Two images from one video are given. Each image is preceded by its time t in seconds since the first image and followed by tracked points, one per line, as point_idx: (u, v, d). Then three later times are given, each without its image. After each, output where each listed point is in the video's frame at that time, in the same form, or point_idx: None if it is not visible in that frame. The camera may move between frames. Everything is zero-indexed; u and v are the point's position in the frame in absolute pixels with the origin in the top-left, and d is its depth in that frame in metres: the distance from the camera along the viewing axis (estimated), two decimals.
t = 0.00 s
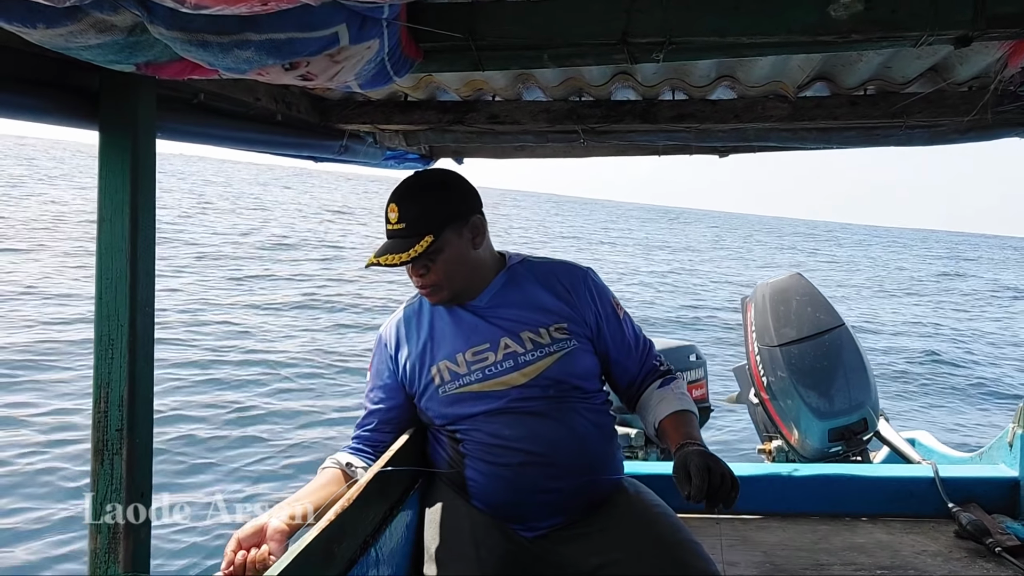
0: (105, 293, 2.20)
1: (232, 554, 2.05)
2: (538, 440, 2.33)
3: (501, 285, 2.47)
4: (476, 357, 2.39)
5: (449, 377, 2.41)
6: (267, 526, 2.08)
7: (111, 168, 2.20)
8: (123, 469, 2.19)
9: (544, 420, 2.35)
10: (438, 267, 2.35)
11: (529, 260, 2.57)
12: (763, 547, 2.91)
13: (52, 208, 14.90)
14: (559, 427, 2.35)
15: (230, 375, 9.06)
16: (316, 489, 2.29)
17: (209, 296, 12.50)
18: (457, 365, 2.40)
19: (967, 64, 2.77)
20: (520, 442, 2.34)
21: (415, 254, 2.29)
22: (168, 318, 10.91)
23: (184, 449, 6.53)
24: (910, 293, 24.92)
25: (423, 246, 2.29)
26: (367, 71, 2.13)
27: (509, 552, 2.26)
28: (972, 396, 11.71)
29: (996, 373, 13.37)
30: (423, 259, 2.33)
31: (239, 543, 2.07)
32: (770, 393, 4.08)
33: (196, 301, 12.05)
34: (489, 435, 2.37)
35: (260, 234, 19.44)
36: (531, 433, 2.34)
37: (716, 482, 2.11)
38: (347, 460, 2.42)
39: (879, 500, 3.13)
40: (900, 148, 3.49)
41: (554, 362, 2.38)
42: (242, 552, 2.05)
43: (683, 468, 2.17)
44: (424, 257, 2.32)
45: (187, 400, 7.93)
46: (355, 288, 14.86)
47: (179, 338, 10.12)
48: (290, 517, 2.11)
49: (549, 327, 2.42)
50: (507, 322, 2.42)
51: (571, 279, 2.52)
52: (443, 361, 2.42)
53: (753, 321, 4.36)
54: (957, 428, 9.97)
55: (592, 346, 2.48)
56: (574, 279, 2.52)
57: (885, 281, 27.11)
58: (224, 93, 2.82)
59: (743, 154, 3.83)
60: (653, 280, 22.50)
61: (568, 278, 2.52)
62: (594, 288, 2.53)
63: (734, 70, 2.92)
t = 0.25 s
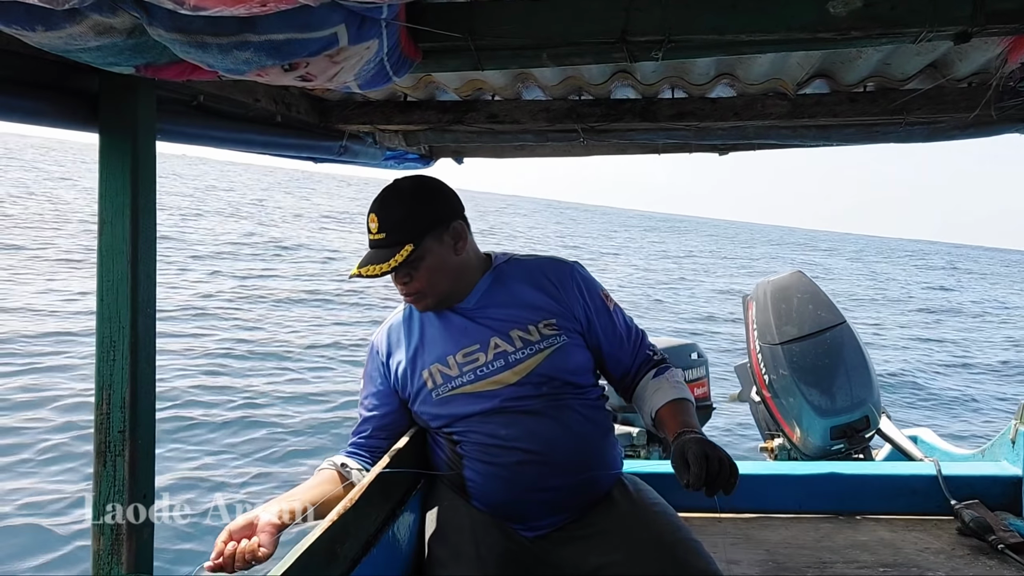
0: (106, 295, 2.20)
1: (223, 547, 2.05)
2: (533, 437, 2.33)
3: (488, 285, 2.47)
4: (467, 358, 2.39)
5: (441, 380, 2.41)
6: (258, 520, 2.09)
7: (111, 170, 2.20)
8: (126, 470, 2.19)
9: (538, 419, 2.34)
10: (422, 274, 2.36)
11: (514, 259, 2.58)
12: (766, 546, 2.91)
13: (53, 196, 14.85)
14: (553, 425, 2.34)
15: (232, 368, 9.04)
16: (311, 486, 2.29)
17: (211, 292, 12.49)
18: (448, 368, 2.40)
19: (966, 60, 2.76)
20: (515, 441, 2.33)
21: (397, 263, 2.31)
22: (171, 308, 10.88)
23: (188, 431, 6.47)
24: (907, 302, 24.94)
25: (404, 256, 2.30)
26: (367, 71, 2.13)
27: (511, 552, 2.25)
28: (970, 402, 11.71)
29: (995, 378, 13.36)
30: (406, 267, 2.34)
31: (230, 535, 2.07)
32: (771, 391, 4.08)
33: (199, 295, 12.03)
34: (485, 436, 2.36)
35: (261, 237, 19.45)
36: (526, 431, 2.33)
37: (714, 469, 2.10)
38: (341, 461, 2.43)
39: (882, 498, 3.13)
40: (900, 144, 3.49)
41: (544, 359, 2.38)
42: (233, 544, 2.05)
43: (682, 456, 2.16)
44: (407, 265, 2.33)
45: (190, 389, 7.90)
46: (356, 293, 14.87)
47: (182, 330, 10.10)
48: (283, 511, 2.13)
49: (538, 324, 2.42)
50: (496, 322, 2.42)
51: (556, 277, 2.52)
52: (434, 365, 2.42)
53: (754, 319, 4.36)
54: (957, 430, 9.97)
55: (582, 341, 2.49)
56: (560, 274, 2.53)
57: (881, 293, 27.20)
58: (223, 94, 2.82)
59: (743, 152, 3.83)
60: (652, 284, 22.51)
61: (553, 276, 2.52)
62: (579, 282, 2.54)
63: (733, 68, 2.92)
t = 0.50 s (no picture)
0: (103, 297, 2.20)
1: (199, 516, 2.06)
2: (524, 436, 2.32)
3: (473, 286, 2.48)
4: (454, 361, 2.39)
5: (431, 384, 2.41)
6: (236, 497, 2.14)
7: (109, 171, 2.20)
8: (123, 471, 2.19)
9: (528, 419, 2.34)
10: (402, 282, 2.36)
11: (498, 258, 2.58)
12: (764, 546, 2.91)
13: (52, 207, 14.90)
14: (544, 424, 2.33)
15: (231, 375, 9.05)
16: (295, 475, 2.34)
17: (209, 303, 12.50)
18: (437, 371, 2.40)
19: (963, 60, 2.76)
20: (508, 442, 2.33)
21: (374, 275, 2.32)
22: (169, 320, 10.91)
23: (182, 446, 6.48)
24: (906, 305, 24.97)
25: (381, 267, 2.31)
26: (364, 72, 2.13)
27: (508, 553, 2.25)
28: (968, 404, 11.72)
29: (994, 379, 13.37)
30: (384, 277, 2.35)
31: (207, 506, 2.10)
32: (769, 391, 4.07)
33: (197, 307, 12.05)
34: (477, 437, 2.36)
35: (259, 250, 19.46)
36: (516, 430, 2.33)
37: (705, 455, 2.11)
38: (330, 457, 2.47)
39: (880, 498, 3.13)
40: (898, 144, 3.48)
41: (531, 356, 2.37)
42: (208, 515, 2.06)
43: (672, 442, 2.16)
44: (385, 275, 2.34)
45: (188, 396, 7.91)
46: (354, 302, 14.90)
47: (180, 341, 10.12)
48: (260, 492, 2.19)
49: (523, 322, 2.42)
50: (481, 322, 2.42)
51: (540, 274, 2.52)
52: (423, 369, 2.42)
53: (753, 319, 4.36)
54: (955, 429, 9.98)
55: (570, 336, 2.48)
56: (543, 270, 2.53)
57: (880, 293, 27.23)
58: (220, 95, 2.81)
59: (741, 152, 3.83)
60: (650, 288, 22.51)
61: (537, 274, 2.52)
62: (564, 277, 2.54)
63: (730, 68, 2.92)
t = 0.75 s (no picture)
0: (97, 294, 2.19)
1: (185, 490, 2.11)
2: (514, 436, 2.32)
3: (464, 286, 2.49)
4: (445, 360, 2.39)
5: (423, 384, 2.41)
6: (223, 475, 2.18)
7: (104, 167, 2.19)
8: (115, 469, 2.18)
9: (518, 418, 2.34)
10: (394, 278, 2.39)
11: (490, 257, 2.59)
12: (756, 547, 2.91)
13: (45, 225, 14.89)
14: (535, 424, 2.34)
15: (225, 384, 9.04)
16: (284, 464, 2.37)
17: (203, 319, 12.49)
18: (428, 371, 2.41)
19: (958, 63, 2.77)
20: (499, 441, 2.33)
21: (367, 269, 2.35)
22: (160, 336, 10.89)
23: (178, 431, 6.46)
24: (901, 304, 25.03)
25: (373, 261, 2.34)
26: (360, 71, 2.13)
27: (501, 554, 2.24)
28: (963, 403, 11.75)
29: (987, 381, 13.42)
30: (377, 272, 2.38)
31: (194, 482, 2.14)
32: (762, 394, 4.08)
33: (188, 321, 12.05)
34: (469, 437, 2.36)
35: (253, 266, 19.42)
36: (507, 430, 2.33)
37: (693, 456, 2.11)
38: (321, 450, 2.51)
39: (871, 500, 3.13)
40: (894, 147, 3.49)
41: (522, 355, 2.37)
42: (194, 490, 2.11)
43: (660, 441, 2.16)
44: (377, 270, 2.37)
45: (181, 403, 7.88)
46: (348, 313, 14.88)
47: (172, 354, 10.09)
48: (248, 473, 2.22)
49: (514, 321, 2.42)
50: (473, 322, 2.43)
51: (531, 273, 2.53)
52: (414, 369, 2.43)
53: (747, 321, 4.36)
54: (948, 429, 10.01)
55: (562, 335, 2.48)
56: (534, 269, 2.54)
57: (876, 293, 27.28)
58: (217, 92, 2.82)
59: (737, 153, 3.83)
60: (646, 290, 22.53)
61: (528, 274, 2.52)
62: (554, 276, 2.54)
63: (726, 69, 2.92)
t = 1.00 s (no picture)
0: (88, 291, 2.18)
1: (170, 489, 2.07)
2: (509, 435, 2.33)
3: (465, 282, 2.49)
4: (444, 356, 2.39)
5: (418, 378, 2.41)
6: (209, 472, 2.15)
7: (96, 163, 2.18)
8: (105, 466, 2.17)
9: (514, 418, 2.34)
10: (397, 256, 2.39)
11: (494, 257, 2.59)
12: (747, 548, 2.92)
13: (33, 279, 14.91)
14: (530, 423, 2.34)
15: (217, 404, 9.04)
16: (272, 456, 2.33)
17: (195, 342, 12.49)
18: (425, 365, 2.40)
19: (951, 66, 2.78)
20: (493, 440, 2.33)
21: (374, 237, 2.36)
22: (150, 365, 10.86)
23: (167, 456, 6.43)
24: (895, 292, 25.11)
25: (383, 231, 2.35)
26: (354, 69, 2.13)
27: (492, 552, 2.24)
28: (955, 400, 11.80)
29: (980, 378, 13.47)
30: (383, 245, 2.39)
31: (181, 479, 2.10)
32: (754, 395, 4.09)
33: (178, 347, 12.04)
34: (463, 435, 2.35)
35: (244, 287, 19.43)
36: (502, 429, 2.33)
37: (686, 462, 2.12)
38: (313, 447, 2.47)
39: (862, 502, 3.14)
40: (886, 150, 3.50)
41: (520, 355, 2.38)
42: (179, 488, 2.07)
43: (655, 446, 2.18)
44: (385, 242, 2.38)
45: (172, 425, 7.88)
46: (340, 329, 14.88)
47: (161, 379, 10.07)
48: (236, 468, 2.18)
49: (514, 320, 2.42)
50: (472, 319, 2.43)
51: (534, 273, 2.53)
52: (412, 363, 2.42)
53: (739, 322, 4.37)
54: (941, 429, 10.05)
55: (560, 337, 2.49)
56: (536, 269, 2.54)
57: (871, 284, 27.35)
58: (210, 90, 2.83)
59: (730, 154, 3.83)
60: (640, 291, 22.56)
61: (531, 273, 2.53)
62: (558, 278, 2.54)
63: (720, 71, 2.92)
